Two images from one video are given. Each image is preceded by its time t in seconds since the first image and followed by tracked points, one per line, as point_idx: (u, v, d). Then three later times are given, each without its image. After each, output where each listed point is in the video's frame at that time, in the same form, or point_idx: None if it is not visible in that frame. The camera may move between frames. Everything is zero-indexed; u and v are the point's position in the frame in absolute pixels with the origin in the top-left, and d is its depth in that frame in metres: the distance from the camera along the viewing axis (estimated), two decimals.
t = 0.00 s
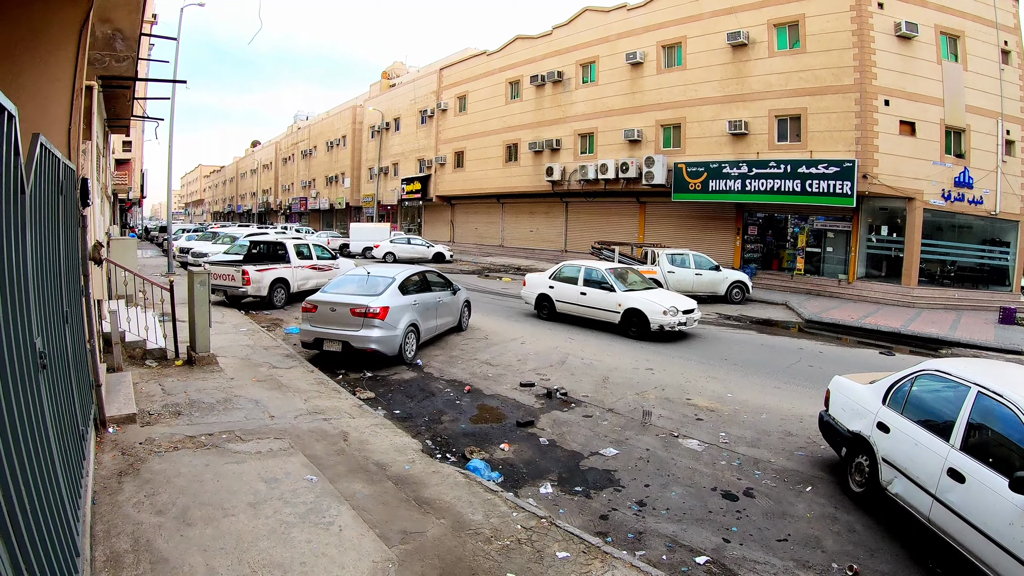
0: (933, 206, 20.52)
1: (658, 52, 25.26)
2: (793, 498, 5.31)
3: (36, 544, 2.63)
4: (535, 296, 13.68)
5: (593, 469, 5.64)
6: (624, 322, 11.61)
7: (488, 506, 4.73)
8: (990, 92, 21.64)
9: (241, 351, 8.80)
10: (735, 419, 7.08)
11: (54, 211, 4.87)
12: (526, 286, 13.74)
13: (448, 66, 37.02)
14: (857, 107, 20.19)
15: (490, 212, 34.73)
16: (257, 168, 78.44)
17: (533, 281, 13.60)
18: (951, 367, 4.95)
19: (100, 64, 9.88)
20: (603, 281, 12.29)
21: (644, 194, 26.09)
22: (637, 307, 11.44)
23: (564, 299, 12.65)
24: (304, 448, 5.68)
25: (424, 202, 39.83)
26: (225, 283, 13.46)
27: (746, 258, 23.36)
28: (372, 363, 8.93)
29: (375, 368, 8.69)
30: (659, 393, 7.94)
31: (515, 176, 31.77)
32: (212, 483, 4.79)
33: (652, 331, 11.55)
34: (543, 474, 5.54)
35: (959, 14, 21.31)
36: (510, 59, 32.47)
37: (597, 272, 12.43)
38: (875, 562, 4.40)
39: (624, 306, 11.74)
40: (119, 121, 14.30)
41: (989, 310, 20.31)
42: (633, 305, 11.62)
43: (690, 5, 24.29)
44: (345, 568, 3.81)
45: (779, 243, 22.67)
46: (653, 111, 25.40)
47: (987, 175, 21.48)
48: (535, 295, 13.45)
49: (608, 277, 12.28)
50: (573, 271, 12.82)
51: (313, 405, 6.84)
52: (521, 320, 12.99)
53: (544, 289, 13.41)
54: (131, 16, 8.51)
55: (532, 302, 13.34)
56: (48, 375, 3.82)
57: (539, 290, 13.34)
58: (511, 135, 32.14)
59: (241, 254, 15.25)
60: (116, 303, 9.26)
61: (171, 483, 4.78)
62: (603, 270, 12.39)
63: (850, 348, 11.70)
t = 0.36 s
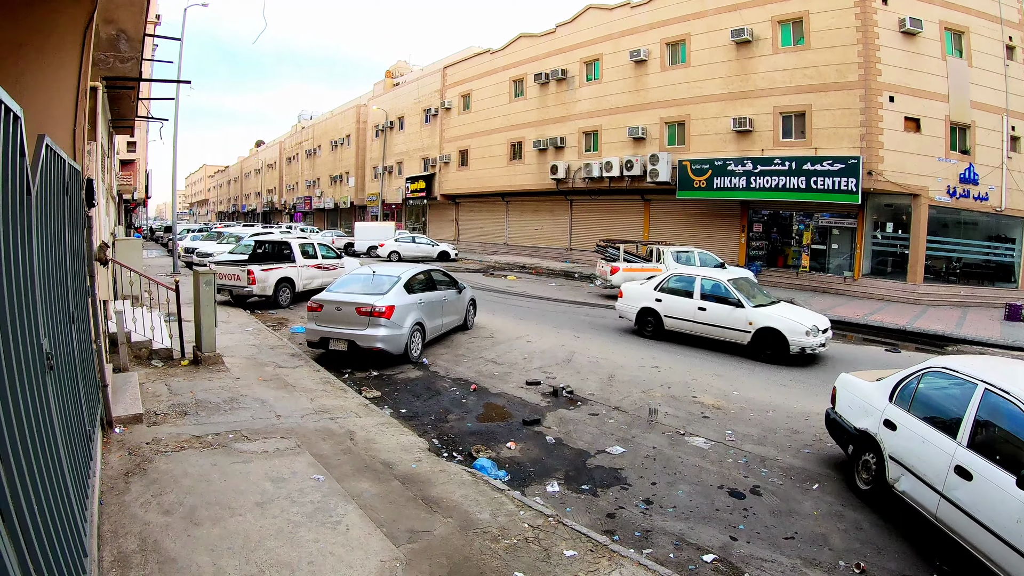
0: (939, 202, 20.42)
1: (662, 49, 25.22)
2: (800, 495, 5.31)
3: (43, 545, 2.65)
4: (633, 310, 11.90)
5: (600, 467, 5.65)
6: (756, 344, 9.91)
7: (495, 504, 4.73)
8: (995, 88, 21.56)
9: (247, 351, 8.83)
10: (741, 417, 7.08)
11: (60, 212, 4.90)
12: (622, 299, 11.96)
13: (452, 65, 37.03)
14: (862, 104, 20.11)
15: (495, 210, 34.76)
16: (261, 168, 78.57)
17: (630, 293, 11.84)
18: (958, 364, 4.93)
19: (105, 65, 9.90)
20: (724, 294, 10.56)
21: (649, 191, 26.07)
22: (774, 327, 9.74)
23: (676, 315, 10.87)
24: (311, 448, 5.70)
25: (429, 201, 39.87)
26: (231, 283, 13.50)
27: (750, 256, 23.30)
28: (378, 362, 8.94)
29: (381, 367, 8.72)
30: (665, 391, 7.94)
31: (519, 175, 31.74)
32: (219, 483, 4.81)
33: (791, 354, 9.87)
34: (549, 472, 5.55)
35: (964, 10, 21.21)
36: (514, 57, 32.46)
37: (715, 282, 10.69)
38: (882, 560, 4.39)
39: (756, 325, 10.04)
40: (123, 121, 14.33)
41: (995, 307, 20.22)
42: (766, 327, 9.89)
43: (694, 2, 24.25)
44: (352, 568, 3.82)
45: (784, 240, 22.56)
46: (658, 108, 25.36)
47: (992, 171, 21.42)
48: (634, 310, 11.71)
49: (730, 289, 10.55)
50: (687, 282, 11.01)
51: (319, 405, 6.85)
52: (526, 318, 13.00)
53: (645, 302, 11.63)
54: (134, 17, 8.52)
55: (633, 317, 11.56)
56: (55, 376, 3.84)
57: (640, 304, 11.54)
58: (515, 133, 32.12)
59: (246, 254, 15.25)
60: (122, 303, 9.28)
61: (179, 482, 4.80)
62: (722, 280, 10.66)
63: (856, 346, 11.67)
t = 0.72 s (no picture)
0: (947, 201, 20.31)
1: (669, 49, 25.17)
2: (807, 496, 5.29)
3: (52, 545, 2.67)
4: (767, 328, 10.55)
5: (607, 467, 5.65)
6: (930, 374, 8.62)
7: (503, 504, 4.74)
8: (1003, 86, 21.45)
9: (255, 351, 8.86)
10: (749, 416, 7.06)
11: (68, 213, 4.93)
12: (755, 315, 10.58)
13: (458, 65, 37.07)
14: (869, 102, 20.02)
15: (502, 210, 34.80)
16: (269, 168, 78.78)
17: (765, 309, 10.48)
18: (966, 364, 4.91)
19: (112, 67, 9.94)
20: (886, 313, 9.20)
21: (656, 191, 26.04)
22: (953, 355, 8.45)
23: (829, 338, 9.40)
24: (319, 448, 5.71)
25: (436, 201, 39.92)
26: (239, 283, 13.55)
27: (758, 256, 23.25)
28: (385, 362, 8.96)
29: (390, 367, 8.75)
30: (672, 390, 7.93)
31: (526, 174, 31.76)
32: (226, 482, 4.83)
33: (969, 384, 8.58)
34: (556, 472, 5.55)
35: (972, 8, 21.10)
36: (520, 57, 32.47)
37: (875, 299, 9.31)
38: (890, 561, 4.37)
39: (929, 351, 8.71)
40: (131, 122, 14.37)
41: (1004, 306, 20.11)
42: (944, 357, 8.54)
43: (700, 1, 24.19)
44: (360, 567, 3.83)
45: (792, 239, 22.55)
46: (664, 108, 25.31)
47: (1000, 170, 21.34)
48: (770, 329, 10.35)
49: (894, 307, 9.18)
50: (842, 300, 9.56)
51: (326, 405, 6.87)
52: (533, 318, 13.01)
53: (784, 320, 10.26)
54: (142, 18, 8.54)
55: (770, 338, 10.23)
56: (64, 376, 3.87)
57: (781, 323, 10.17)
58: (522, 133, 32.13)
59: (254, 254, 15.29)
60: (131, 304, 9.32)
61: (186, 482, 4.82)
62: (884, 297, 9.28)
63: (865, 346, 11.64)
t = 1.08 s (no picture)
0: (954, 201, 20.21)
1: (675, 49, 25.15)
2: (813, 497, 5.27)
3: (58, 544, 2.68)
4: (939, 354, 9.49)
5: (612, 468, 5.64)
6: None
7: (509, 506, 4.74)
8: (1011, 86, 21.36)
9: (262, 352, 8.89)
10: (756, 418, 7.05)
11: (76, 214, 4.96)
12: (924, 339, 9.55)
13: (463, 67, 37.14)
14: (876, 103, 19.94)
15: (508, 211, 34.83)
16: (276, 170, 79.00)
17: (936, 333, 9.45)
18: (974, 366, 4.88)
19: (119, 69, 10.00)
20: None
21: (662, 192, 26.03)
22: None
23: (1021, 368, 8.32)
24: (325, 449, 5.73)
25: (442, 202, 39.96)
26: (245, 284, 13.60)
27: (765, 256, 23.24)
28: (391, 363, 8.99)
29: (396, 368, 8.76)
30: (678, 392, 7.92)
31: (532, 175, 31.78)
32: (233, 483, 4.85)
33: None
34: (562, 473, 5.55)
35: (979, 8, 21.00)
36: (526, 58, 32.52)
37: None
38: (896, 563, 4.35)
39: None
40: (139, 124, 14.43)
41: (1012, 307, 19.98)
42: None
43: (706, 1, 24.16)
44: (365, 568, 3.85)
45: (799, 240, 22.52)
46: (670, 108, 25.29)
47: (1008, 170, 21.26)
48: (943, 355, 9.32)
49: None
50: None
51: (333, 406, 6.89)
52: (539, 319, 13.01)
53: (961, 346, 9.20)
54: (149, 21, 8.57)
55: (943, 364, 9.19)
56: (71, 376, 3.90)
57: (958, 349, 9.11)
58: (528, 134, 32.15)
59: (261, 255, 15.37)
60: (138, 305, 9.37)
61: (193, 482, 4.84)
62: None
63: (873, 347, 11.60)
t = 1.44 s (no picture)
0: (959, 201, 20.14)
1: (679, 49, 25.13)
2: (818, 498, 5.27)
3: (64, 544, 2.70)
4: None
5: (617, 468, 5.65)
6: None
7: (514, 506, 4.75)
8: (1016, 85, 21.28)
9: (267, 352, 8.92)
10: (760, 418, 7.04)
11: (82, 215, 4.98)
12: None
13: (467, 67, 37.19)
14: (880, 102, 19.87)
15: (512, 211, 34.84)
16: (281, 171, 79.20)
17: None
18: (978, 366, 4.87)
19: (124, 70, 10.04)
20: None
21: (667, 192, 26.02)
22: None
23: None
24: (330, 448, 5.75)
25: (447, 203, 39.98)
26: (250, 284, 13.64)
27: (769, 256, 23.20)
28: (396, 363, 9.01)
29: (401, 368, 8.77)
30: (683, 392, 7.91)
31: (536, 176, 31.80)
32: (237, 483, 4.87)
33: None
34: (567, 473, 5.55)
35: (984, 7, 20.93)
36: (530, 58, 32.53)
37: None
38: (901, 564, 4.34)
39: None
40: (144, 126, 14.50)
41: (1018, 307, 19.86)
42: None
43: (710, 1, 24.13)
44: (370, 567, 3.86)
45: (803, 240, 22.53)
46: (675, 109, 25.28)
47: (1013, 169, 21.19)
48: None
49: None
50: None
51: (338, 406, 6.91)
52: (544, 319, 13.02)
53: None
54: (153, 22, 8.60)
55: None
56: (77, 376, 3.92)
57: None
58: (532, 135, 32.17)
59: (266, 256, 15.41)
60: (143, 306, 9.39)
61: (198, 482, 4.86)
62: None
63: (878, 347, 11.59)
